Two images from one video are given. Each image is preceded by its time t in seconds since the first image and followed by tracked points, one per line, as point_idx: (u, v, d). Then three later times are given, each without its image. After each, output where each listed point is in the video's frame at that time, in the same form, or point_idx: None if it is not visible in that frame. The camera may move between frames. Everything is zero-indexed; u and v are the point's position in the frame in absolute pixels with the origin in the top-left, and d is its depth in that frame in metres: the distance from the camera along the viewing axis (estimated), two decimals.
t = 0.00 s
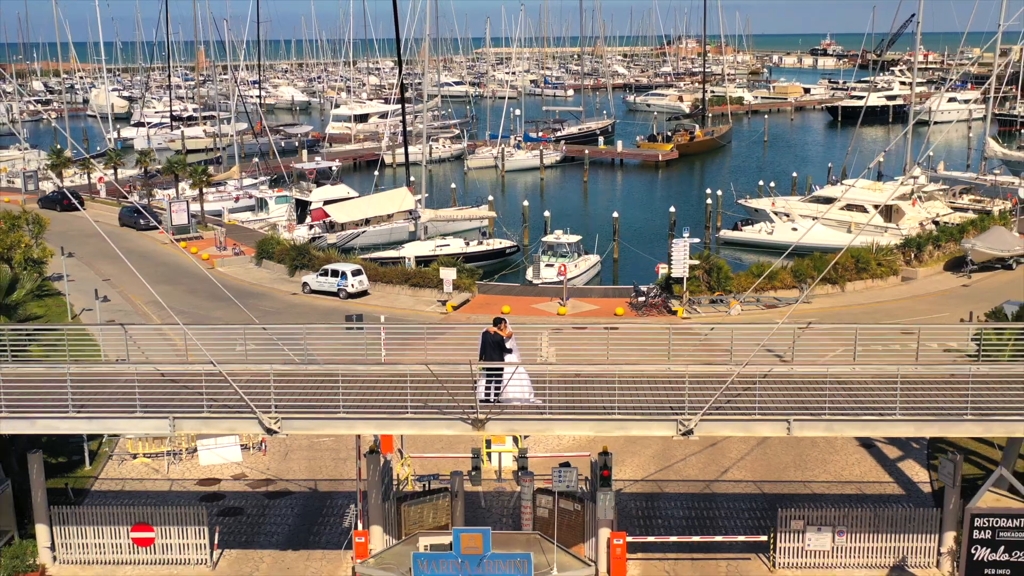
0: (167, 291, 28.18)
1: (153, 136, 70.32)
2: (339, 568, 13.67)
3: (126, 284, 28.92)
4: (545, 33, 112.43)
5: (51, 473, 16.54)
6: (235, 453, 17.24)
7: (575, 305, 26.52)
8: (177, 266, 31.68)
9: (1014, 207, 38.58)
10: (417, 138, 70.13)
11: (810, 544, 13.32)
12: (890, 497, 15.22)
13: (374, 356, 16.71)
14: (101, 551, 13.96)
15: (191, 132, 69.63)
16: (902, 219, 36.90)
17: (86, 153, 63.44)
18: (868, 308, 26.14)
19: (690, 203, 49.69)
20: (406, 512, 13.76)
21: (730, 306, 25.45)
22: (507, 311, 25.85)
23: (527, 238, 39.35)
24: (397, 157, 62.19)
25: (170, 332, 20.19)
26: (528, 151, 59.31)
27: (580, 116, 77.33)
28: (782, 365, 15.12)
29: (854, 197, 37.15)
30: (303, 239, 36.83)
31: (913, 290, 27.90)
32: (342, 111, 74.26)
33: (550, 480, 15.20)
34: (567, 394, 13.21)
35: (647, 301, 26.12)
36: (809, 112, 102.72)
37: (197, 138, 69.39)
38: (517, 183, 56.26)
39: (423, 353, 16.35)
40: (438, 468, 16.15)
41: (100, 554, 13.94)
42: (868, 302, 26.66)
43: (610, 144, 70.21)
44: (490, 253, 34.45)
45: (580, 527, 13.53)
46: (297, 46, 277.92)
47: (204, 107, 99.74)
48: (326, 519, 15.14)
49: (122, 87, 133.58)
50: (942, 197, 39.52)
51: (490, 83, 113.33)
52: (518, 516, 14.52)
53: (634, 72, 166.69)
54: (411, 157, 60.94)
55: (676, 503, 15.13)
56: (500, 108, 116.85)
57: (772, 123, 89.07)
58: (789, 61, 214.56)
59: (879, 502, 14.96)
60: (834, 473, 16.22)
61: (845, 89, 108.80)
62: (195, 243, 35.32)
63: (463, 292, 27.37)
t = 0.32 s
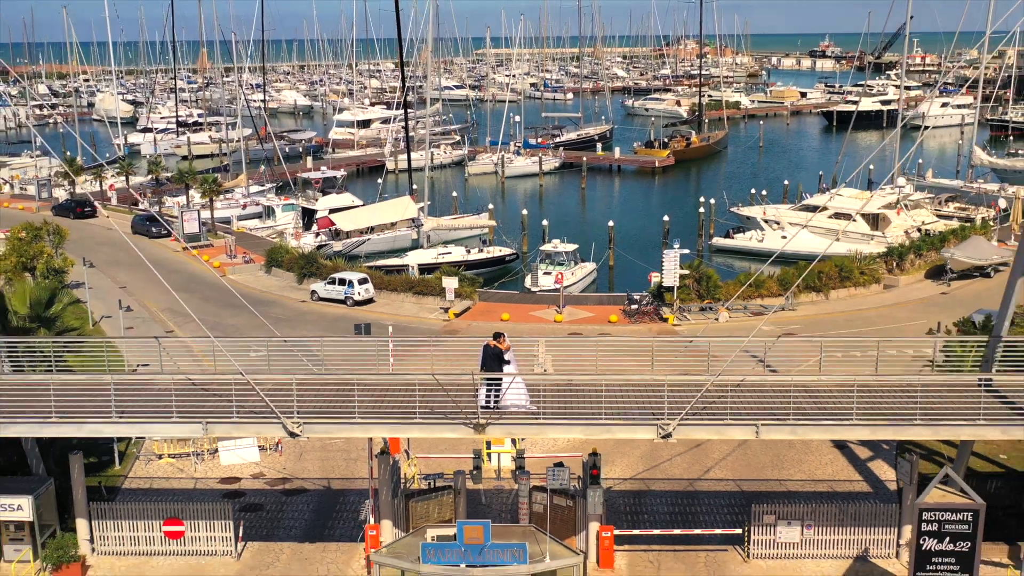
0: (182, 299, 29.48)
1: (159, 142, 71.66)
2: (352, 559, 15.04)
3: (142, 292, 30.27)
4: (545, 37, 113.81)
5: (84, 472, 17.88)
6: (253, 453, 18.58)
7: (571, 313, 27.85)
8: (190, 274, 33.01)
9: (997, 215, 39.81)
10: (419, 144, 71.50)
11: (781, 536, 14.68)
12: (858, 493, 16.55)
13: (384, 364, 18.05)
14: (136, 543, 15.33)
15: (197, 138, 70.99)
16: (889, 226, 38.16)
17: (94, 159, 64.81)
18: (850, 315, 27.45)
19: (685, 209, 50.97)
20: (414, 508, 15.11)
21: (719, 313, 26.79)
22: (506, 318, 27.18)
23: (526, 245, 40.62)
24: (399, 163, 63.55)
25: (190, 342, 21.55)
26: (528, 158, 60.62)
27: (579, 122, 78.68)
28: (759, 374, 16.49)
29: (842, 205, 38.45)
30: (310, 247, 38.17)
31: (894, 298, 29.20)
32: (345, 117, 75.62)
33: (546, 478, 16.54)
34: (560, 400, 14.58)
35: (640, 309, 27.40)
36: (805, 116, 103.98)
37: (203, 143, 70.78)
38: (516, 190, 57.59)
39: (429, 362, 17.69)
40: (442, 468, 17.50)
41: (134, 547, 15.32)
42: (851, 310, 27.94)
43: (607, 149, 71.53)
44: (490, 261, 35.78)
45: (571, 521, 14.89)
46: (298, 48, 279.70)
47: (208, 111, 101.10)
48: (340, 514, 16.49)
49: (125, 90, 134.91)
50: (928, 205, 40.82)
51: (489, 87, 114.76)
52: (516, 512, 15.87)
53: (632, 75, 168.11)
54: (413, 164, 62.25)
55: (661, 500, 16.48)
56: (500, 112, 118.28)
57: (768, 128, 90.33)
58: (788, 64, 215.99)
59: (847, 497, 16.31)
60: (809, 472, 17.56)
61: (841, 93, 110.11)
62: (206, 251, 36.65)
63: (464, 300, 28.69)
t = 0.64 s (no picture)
0: (197, 305, 30.85)
1: (166, 147, 73.09)
2: (364, 548, 16.48)
3: (157, 297, 31.63)
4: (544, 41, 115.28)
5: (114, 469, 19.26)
6: (269, 452, 20.04)
7: (567, 318, 29.26)
8: (202, 280, 34.39)
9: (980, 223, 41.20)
10: (421, 149, 72.98)
11: (755, 527, 16.11)
12: (829, 489, 17.98)
13: (391, 370, 19.48)
14: (165, 533, 16.75)
15: (203, 144, 72.43)
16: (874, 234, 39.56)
17: (102, 164, 66.29)
18: (833, 321, 28.88)
19: (680, 215, 52.37)
20: (420, 502, 16.55)
21: (707, 319, 28.22)
22: (506, 324, 28.62)
23: (525, 252, 42.05)
24: (402, 168, 65.02)
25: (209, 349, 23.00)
26: (527, 164, 62.06)
27: (578, 127, 80.10)
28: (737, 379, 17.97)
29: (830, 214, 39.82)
30: (317, 253, 39.59)
31: (875, 304, 30.61)
32: (349, 123, 77.10)
33: (541, 475, 17.98)
34: (553, 402, 16.02)
35: (633, 315, 28.84)
36: (801, 120, 105.44)
37: (209, 149, 72.25)
38: (516, 196, 59.08)
39: (434, 368, 19.13)
40: (446, 465, 18.95)
41: (163, 538, 16.74)
42: (834, 315, 29.36)
43: (606, 154, 73.03)
44: (490, 267, 37.22)
45: (565, 514, 16.35)
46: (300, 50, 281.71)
47: (213, 115, 102.56)
48: (351, 508, 17.93)
49: (130, 93, 136.34)
50: (914, 212, 42.22)
51: (490, 90, 116.24)
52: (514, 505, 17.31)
53: (631, 78, 169.55)
54: (415, 170, 63.69)
55: (647, 494, 17.91)
56: (500, 115, 119.80)
57: (765, 132, 91.78)
58: (787, 66, 218.03)
59: (818, 492, 17.75)
60: (786, 469, 18.98)
61: (838, 97, 111.56)
62: (216, 258, 38.05)
63: (466, 306, 30.15)
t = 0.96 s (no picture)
0: (211, 309, 32.32)
1: (173, 151, 74.52)
2: (374, 536, 18.00)
3: (173, 302, 33.09)
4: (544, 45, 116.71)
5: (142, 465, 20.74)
6: (288, 447, 21.24)
7: (564, 323, 30.73)
8: (214, 285, 35.85)
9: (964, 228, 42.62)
10: (423, 154, 74.46)
11: (732, 517, 17.62)
12: (803, 482, 19.47)
13: (399, 372, 21.04)
14: (192, 523, 18.26)
15: (209, 149, 73.91)
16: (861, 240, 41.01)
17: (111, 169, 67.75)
18: (818, 325, 30.34)
19: (676, 220, 53.84)
20: (426, 493, 18.04)
21: (697, 323, 29.75)
22: (506, 328, 30.08)
23: (524, 258, 43.49)
24: (404, 173, 66.48)
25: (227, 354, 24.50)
26: (527, 169, 63.55)
27: (577, 133, 81.66)
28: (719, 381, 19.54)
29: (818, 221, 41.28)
30: (324, 259, 41.10)
31: (858, 308, 32.12)
32: (352, 128, 78.55)
33: (537, 470, 19.49)
34: (548, 403, 17.51)
35: (626, 319, 30.30)
36: (797, 123, 106.93)
37: (215, 154, 73.84)
38: (516, 200, 60.57)
39: (439, 372, 20.67)
40: (450, 460, 20.47)
41: (191, 526, 18.26)
42: (819, 320, 30.82)
43: (604, 159, 74.55)
44: (491, 272, 38.70)
45: (559, 505, 17.83)
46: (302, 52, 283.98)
47: (217, 118, 103.96)
48: (363, 499, 19.44)
49: (134, 96, 137.67)
50: (900, 218, 43.64)
51: (491, 94, 117.79)
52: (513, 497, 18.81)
53: (631, 81, 171.11)
54: (418, 175, 65.15)
55: (636, 487, 19.40)
56: (501, 118, 121.28)
57: (760, 136, 93.29)
58: (785, 67, 219.76)
59: (792, 485, 19.24)
60: (764, 464, 20.47)
61: (833, 100, 113.06)
62: (227, 263, 39.54)
63: (467, 311, 31.64)
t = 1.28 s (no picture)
0: (227, 312, 34.08)
1: (181, 156, 76.22)
2: (385, 522, 19.78)
3: (189, 305, 34.79)
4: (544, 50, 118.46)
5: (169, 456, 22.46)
6: (302, 442, 22.83)
7: (561, 324, 32.52)
8: (229, 289, 37.53)
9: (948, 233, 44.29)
10: (426, 159, 76.22)
11: (711, 502, 19.37)
12: (777, 472, 21.22)
13: (407, 371, 22.79)
14: (219, 508, 20.03)
15: (216, 153, 75.66)
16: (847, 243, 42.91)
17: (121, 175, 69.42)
18: (802, 327, 32.09)
19: (670, 225, 55.46)
20: (432, 482, 19.82)
21: (687, 325, 31.50)
22: (505, 330, 31.85)
23: (523, 262, 45.18)
24: (407, 177, 68.22)
25: (246, 355, 26.28)
26: (527, 174, 65.33)
27: (575, 137, 83.40)
28: (701, 379, 21.32)
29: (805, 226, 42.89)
30: (331, 263, 42.83)
31: (840, 311, 33.85)
32: (355, 133, 80.22)
33: (534, 461, 21.25)
34: (543, 398, 19.26)
35: (619, 322, 32.09)
36: (793, 126, 108.69)
37: (222, 158, 75.69)
38: (515, 205, 62.36)
39: (443, 372, 22.46)
40: (453, 452, 22.25)
41: (218, 512, 20.04)
42: (802, 322, 32.57)
43: (602, 163, 76.29)
44: (491, 275, 40.47)
45: (553, 492, 19.58)
46: (304, 53, 286.31)
47: (222, 121, 105.67)
48: (374, 488, 21.20)
49: (140, 100, 139.26)
50: (886, 223, 45.34)
51: (491, 96, 119.69)
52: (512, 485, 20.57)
53: (630, 83, 173.04)
54: (421, 179, 66.88)
55: (624, 477, 21.17)
56: (501, 121, 123.05)
57: (757, 140, 95.00)
58: (784, 69, 221.60)
59: (767, 475, 20.99)
60: (743, 456, 22.22)
61: (829, 102, 114.90)
62: (240, 267, 41.27)
63: (469, 313, 33.41)
